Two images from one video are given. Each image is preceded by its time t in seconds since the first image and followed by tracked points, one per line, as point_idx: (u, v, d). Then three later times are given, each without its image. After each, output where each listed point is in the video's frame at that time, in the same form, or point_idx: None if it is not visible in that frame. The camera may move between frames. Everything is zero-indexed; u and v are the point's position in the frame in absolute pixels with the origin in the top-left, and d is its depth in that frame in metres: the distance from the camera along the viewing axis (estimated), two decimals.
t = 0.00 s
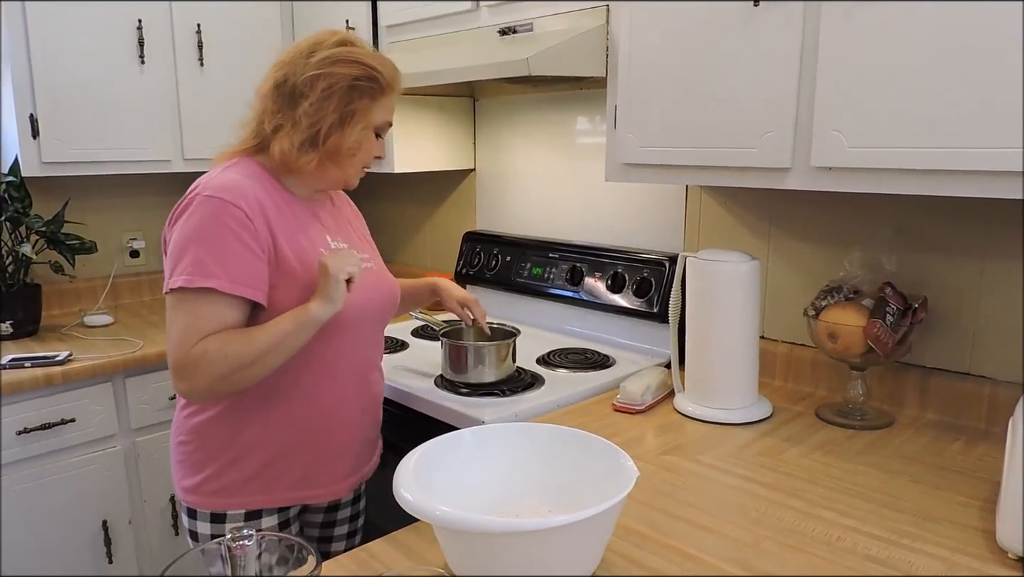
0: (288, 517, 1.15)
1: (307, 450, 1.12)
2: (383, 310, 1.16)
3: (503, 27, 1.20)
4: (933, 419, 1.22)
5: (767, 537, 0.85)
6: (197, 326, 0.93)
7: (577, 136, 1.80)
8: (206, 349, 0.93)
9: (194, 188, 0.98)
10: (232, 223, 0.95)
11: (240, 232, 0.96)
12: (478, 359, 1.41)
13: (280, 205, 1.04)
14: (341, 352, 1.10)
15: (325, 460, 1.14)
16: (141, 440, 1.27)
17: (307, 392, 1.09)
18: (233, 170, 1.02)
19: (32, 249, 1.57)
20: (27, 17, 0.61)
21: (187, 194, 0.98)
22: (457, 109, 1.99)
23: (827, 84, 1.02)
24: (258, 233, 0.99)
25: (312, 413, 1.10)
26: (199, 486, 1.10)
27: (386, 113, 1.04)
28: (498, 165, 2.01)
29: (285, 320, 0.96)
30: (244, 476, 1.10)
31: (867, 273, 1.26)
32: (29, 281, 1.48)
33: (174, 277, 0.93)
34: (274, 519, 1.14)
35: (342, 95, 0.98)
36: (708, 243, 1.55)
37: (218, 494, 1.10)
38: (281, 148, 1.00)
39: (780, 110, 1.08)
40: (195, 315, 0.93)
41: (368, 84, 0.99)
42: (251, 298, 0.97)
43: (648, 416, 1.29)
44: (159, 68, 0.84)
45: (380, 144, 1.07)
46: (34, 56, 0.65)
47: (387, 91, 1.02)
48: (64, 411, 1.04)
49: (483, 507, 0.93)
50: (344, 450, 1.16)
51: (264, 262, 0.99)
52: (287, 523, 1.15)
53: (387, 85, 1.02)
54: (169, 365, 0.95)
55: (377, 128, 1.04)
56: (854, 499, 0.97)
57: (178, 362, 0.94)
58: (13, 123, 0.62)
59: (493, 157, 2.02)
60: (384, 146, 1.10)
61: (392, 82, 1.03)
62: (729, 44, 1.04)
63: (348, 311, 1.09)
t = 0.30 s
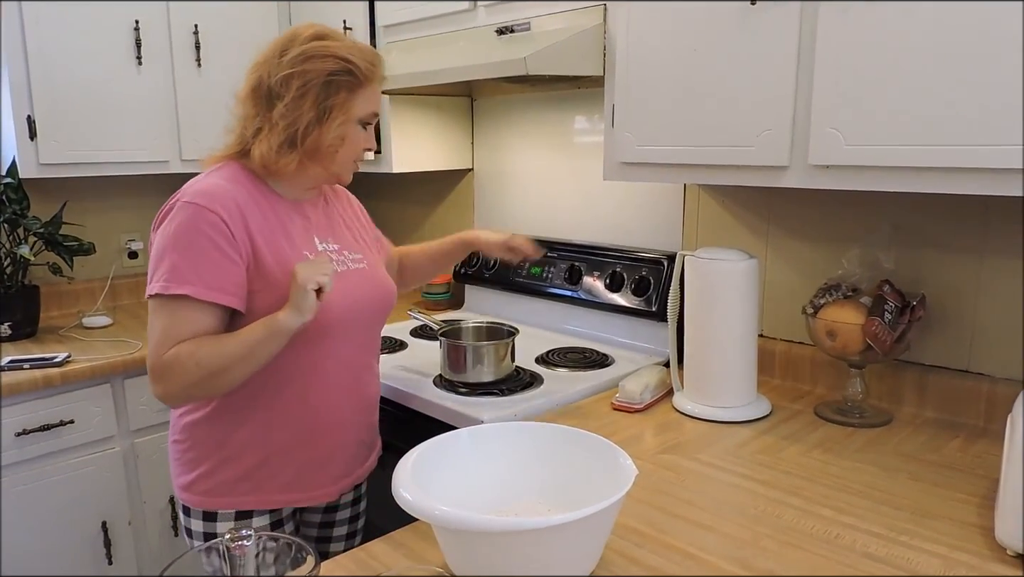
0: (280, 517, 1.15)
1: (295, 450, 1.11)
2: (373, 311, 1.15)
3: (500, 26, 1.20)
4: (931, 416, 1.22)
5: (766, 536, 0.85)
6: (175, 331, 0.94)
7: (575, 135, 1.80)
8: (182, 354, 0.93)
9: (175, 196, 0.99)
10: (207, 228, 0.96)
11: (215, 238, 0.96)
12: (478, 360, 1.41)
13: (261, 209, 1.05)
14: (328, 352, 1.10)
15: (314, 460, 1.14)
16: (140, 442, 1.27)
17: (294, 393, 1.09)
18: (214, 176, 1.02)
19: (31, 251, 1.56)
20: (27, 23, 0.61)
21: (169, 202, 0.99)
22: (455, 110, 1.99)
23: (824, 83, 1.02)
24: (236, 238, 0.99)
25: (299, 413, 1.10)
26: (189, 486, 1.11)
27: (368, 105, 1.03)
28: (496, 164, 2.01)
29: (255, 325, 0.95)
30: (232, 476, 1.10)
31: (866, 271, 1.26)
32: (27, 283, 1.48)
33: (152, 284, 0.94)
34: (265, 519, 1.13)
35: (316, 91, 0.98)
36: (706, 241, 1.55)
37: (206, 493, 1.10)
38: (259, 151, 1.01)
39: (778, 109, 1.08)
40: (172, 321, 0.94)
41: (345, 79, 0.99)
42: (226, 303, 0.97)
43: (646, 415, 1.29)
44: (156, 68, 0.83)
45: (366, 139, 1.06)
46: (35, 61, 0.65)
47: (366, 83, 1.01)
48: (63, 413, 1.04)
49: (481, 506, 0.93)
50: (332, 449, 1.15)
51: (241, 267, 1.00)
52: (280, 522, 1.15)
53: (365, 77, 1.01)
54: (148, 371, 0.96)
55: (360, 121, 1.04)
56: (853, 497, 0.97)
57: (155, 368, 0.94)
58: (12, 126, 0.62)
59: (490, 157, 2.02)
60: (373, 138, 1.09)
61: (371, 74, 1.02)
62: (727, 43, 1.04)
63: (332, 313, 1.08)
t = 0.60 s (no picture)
0: (277, 515, 1.15)
1: (287, 450, 1.11)
2: (365, 311, 1.14)
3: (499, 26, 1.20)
4: (930, 415, 1.23)
5: (765, 534, 0.86)
6: (161, 335, 0.95)
7: (574, 133, 1.80)
8: (166, 359, 0.94)
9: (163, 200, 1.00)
10: (191, 232, 0.96)
11: (199, 241, 0.97)
12: (474, 360, 1.41)
13: (249, 210, 1.05)
14: (318, 351, 1.09)
15: (307, 461, 1.13)
16: (139, 440, 1.26)
17: (284, 394, 1.08)
18: (201, 178, 1.03)
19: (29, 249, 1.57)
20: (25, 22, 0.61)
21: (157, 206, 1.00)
22: (453, 108, 1.99)
23: (822, 81, 1.02)
24: (221, 241, 0.99)
25: (289, 414, 1.10)
26: (182, 485, 1.11)
27: (350, 98, 1.04)
28: (494, 163, 2.01)
29: (236, 331, 0.94)
30: (225, 476, 1.10)
31: (863, 270, 1.25)
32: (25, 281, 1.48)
33: (138, 288, 0.95)
34: (261, 516, 1.13)
35: (293, 87, 0.99)
36: (705, 240, 1.55)
37: (199, 494, 1.10)
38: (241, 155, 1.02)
39: (777, 106, 1.08)
40: (157, 326, 0.95)
41: (321, 71, 1.00)
42: (209, 306, 0.97)
43: (645, 414, 1.29)
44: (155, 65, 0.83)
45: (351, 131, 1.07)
46: (34, 62, 0.66)
47: (343, 75, 1.03)
48: (61, 410, 1.03)
49: (478, 504, 0.94)
50: (326, 450, 1.15)
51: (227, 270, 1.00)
52: (277, 520, 1.14)
53: (343, 70, 1.02)
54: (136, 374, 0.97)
55: (343, 114, 1.04)
56: (852, 496, 0.97)
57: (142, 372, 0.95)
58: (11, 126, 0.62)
59: (489, 156, 2.02)
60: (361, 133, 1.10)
61: (349, 65, 1.03)
62: (726, 42, 1.04)
63: (321, 312, 1.08)
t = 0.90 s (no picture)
0: (274, 516, 1.14)
1: (281, 449, 1.11)
2: (361, 311, 1.14)
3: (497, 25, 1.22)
4: (928, 414, 1.23)
5: (763, 534, 0.86)
6: (151, 329, 0.95)
7: (573, 133, 1.78)
8: (152, 353, 0.94)
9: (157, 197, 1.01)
10: (181, 228, 0.97)
11: (188, 237, 0.97)
12: (474, 361, 1.41)
13: (243, 209, 1.05)
14: (313, 349, 1.09)
15: (301, 460, 1.13)
16: (138, 441, 1.26)
17: (278, 392, 1.08)
18: (195, 177, 1.04)
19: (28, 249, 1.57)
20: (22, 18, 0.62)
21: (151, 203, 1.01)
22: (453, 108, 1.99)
23: (821, 81, 1.02)
24: (213, 237, 1.00)
25: (283, 412, 1.10)
26: (180, 482, 1.12)
27: (266, 69, 1.03)
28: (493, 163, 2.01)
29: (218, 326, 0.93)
30: (219, 474, 1.10)
31: (862, 269, 1.25)
32: (24, 281, 1.49)
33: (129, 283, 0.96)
34: (257, 516, 1.13)
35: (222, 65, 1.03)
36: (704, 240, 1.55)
37: (194, 490, 1.11)
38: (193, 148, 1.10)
39: (776, 106, 1.08)
40: (146, 320, 0.95)
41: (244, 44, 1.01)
42: (196, 302, 0.97)
43: (644, 414, 1.29)
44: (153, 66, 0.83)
45: (282, 104, 1.03)
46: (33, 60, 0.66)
47: (260, 48, 1.02)
48: (59, 410, 1.03)
49: (476, 503, 0.94)
50: (320, 449, 1.14)
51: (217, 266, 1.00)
52: (273, 520, 1.14)
53: (262, 42, 1.01)
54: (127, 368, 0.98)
55: (261, 87, 1.03)
56: (850, 495, 0.97)
57: (129, 365, 0.95)
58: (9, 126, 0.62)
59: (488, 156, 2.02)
60: (304, 109, 1.04)
61: (276, 37, 1.02)
62: (725, 41, 1.04)
63: (315, 310, 1.08)
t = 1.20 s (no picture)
0: (278, 516, 1.14)
1: (286, 449, 1.11)
2: (363, 309, 1.14)
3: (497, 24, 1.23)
4: (929, 414, 1.23)
5: (764, 534, 0.86)
6: (154, 333, 0.95)
7: (574, 134, 1.80)
8: (155, 358, 0.93)
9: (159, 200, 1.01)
10: (185, 232, 0.96)
11: (191, 241, 0.97)
12: (474, 360, 1.41)
13: (245, 210, 1.04)
14: (317, 349, 1.10)
15: (306, 459, 1.13)
16: (139, 441, 1.25)
17: (281, 393, 1.08)
18: (197, 179, 1.03)
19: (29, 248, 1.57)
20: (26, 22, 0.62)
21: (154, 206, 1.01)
22: (453, 107, 1.99)
23: (822, 81, 1.02)
24: (217, 240, 1.00)
25: (288, 412, 1.10)
26: (184, 482, 1.12)
27: (260, 70, 1.02)
28: (494, 162, 2.01)
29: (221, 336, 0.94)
30: (223, 475, 1.10)
31: (863, 269, 1.26)
32: (24, 280, 1.49)
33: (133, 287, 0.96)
34: (260, 516, 1.12)
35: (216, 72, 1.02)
36: (704, 240, 1.55)
37: (198, 491, 1.11)
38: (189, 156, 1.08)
39: (777, 105, 1.08)
40: (150, 324, 0.95)
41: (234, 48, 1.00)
42: (201, 306, 0.97)
43: (645, 413, 1.29)
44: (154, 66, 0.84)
45: (280, 104, 1.02)
46: (36, 64, 0.66)
47: (251, 48, 1.01)
48: (60, 409, 1.02)
49: (477, 503, 0.94)
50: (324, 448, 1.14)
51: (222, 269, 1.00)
52: (277, 520, 1.14)
53: (252, 43, 1.00)
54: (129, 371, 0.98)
55: (257, 87, 1.02)
56: (850, 495, 0.97)
57: (134, 369, 0.95)
58: (9, 127, 0.62)
59: (488, 155, 2.02)
60: (302, 106, 1.04)
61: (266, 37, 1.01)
62: (726, 41, 1.04)
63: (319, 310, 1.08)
